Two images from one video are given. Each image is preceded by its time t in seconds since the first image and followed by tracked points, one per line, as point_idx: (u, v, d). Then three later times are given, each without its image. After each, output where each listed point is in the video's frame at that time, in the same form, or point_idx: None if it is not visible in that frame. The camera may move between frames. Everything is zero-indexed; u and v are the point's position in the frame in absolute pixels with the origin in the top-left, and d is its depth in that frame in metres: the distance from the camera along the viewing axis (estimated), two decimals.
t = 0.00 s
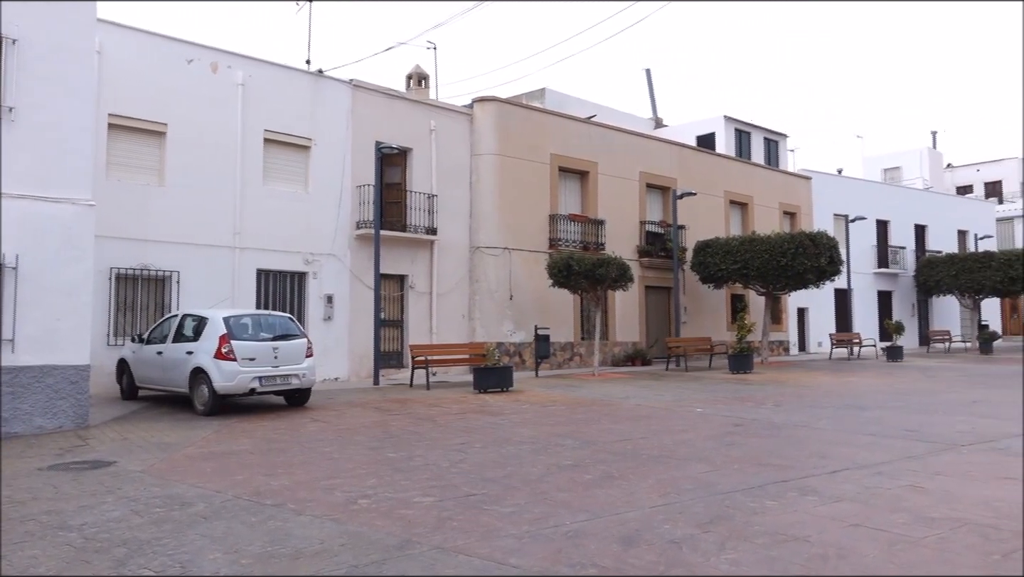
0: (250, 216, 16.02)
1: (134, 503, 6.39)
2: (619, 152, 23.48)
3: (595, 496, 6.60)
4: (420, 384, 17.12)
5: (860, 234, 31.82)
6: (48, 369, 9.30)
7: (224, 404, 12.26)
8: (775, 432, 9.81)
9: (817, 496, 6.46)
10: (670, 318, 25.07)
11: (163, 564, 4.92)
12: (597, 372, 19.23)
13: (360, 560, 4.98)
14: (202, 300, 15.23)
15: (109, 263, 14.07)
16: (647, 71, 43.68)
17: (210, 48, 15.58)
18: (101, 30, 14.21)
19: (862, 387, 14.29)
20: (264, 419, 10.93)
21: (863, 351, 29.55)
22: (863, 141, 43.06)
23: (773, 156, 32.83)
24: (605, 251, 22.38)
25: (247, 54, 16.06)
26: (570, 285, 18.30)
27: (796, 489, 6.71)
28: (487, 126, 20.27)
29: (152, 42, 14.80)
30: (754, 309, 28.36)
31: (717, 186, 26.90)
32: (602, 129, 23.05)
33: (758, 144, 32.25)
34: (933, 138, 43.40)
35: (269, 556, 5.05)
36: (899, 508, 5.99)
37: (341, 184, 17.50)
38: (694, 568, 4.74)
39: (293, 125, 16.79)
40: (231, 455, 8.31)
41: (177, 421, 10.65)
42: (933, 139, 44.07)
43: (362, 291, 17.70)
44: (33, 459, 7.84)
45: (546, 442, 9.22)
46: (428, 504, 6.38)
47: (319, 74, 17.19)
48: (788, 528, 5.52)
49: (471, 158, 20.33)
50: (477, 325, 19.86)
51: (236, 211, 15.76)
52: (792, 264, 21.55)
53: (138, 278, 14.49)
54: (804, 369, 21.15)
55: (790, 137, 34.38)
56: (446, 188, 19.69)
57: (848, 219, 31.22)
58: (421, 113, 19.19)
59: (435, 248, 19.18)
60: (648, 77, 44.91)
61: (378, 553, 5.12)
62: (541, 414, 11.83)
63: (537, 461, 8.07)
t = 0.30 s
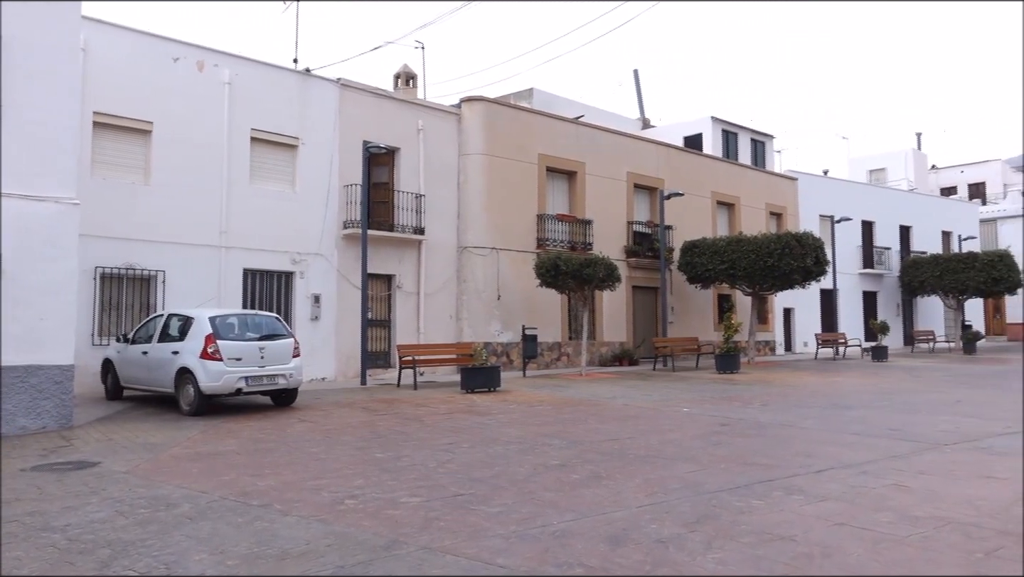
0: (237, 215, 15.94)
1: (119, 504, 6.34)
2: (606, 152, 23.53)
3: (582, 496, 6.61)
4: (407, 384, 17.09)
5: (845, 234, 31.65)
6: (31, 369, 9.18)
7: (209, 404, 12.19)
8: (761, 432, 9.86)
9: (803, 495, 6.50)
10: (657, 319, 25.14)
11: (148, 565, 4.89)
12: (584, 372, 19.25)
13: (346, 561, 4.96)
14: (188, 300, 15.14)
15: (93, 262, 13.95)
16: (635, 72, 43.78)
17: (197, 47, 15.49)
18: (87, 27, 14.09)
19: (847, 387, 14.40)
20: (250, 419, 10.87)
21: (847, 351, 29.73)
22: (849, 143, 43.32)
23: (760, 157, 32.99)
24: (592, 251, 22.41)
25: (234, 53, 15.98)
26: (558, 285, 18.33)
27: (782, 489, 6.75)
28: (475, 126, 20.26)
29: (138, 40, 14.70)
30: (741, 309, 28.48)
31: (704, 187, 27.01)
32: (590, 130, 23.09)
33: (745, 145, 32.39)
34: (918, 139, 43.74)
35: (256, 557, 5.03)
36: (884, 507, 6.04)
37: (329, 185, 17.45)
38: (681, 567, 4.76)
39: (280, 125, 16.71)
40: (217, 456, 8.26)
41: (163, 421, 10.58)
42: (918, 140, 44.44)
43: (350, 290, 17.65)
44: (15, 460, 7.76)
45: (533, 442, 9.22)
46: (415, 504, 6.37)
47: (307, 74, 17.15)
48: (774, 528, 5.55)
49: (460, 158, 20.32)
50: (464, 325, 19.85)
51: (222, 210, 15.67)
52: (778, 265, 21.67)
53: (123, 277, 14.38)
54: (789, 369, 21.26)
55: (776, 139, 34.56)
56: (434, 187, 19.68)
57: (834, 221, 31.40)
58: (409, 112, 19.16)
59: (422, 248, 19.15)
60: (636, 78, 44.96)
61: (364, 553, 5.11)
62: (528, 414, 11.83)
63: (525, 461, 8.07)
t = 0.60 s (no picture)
0: (223, 214, 15.84)
1: (104, 505, 6.29)
2: (594, 152, 23.57)
3: (569, 496, 6.62)
4: (394, 384, 17.06)
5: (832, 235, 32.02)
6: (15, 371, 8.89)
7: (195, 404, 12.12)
8: (748, 432, 9.90)
9: (789, 494, 6.54)
10: (645, 319, 25.22)
11: (133, 567, 4.86)
12: (572, 372, 19.28)
13: (333, 561, 4.95)
14: (174, 300, 15.05)
15: (77, 262, 13.83)
16: (624, 72, 43.85)
17: (183, 45, 15.38)
18: (70, 25, 13.95)
19: (833, 387, 14.49)
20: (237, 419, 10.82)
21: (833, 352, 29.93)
22: (835, 144, 43.61)
23: (747, 158, 33.16)
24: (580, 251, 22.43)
25: (221, 52, 15.88)
26: (546, 285, 18.34)
27: (768, 488, 6.79)
28: (463, 126, 20.24)
29: (123, 38, 14.58)
30: (727, 309, 28.60)
31: (691, 187, 27.10)
32: (578, 130, 23.12)
33: (732, 146, 32.54)
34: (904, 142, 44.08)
35: (242, 558, 5.00)
36: (869, 507, 6.08)
37: (316, 184, 17.38)
38: (667, 566, 4.78)
39: (266, 123, 16.62)
40: (202, 456, 8.21)
41: (148, 422, 10.51)
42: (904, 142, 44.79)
43: (337, 290, 17.60)
44: None
45: (521, 442, 9.22)
46: (402, 504, 6.35)
47: (294, 73, 17.08)
48: (760, 527, 5.58)
49: (447, 158, 20.29)
50: (452, 325, 19.84)
51: (209, 209, 15.58)
52: (765, 265, 21.78)
53: (108, 276, 14.26)
54: (775, 369, 21.36)
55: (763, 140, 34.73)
56: (422, 187, 19.64)
57: (820, 221, 31.58)
58: (397, 112, 19.12)
59: (410, 248, 19.12)
60: (624, 79, 45.02)
61: (351, 554, 5.09)
62: (516, 414, 11.83)
63: (512, 461, 8.07)
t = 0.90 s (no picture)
0: (209, 213, 15.75)
1: (88, 506, 6.24)
2: (582, 153, 23.61)
3: (556, 496, 6.63)
4: (382, 384, 17.02)
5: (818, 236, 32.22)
6: None
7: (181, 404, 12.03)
8: (735, 431, 9.95)
9: (774, 494, 6.58)
10: (632, 318, 25.28)
11: (117, 568, 4.82)
12: (560, 372, 19.30)
13: (320, 562, 4.93)
14: (159, 299, 14.94)
15: (62, 261, 13.71)
16: (611, 72, 43.96)
17: (169, 43, 15.28)
18: (54, 22, 13.82)
19: (818, 387, 14.61)
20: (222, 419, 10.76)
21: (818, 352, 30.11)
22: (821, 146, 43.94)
23: (733, 159, 33.32)
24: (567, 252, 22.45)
25: (208, 50, 15.79)
26: (534, 285, 18.35)
27: (754, 488, 6.82)
28: (451, 126, 20.22)
29: (108, 35, 14.46)
30: (714, 309, 28.71)
31: (678, 188, 27.19)
32: (566, 130, 23.15)
33: (719, 147, 32.69)
34: (889, 144, 44.45)
35: (228, 559, 4.98)
36: (854, 506, 6.12)
37: (303, 184, 17.31)
38: (653, 566, 4.80)
39: (252, 122, 16.54)
40: (188, 457, 8.15)
41: (133, 422, 10.43)
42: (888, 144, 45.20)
43: (324, 290, 17.54)
44: None
45: (508, 442, 9.22)
46: (389, 505, 6.34)
47: (282, 71, 17.01)
48: (747, 526, 5.61)
49: (435, 158, 20.25)
50: (440, 325, 19.82)
51: (195, 208, 15.48)
52: (751, 266, 21.90)
53: (92, 276, 14.14)
54: (762, 369, 21.47)
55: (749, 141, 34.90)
56: (409, 187, 19.62)
57: (807, 222, 31.75)
58: (384, 111, 19.08)
59: (398, 248, 19.09)
60: (612, 79, 45.10)
61: (338, 554, 5.08)
62: (503, 414, 11.84)
63: (499, 461, 8.07)
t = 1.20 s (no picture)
0: (195, 213, 15.65)
1: (72, 507, 6.18)
2: (570, 153, 23.65)
3: (544, 496, 6.63)
4: (369, 384, 16.98)
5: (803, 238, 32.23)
6: None
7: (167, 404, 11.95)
8: (722, 431, 10.00)
9: (761, 493, 6.61)
10: (620, 318, 25.34)
11: (102, 569, 4.79)
12: (548, 372, 19.32)
13: (306, 563, 4.91)
14: (145, 299, 14.85)
15: (47, 260, 13.58)
16: (600, 73, 44.05)
17: (155, 41, 15.18)
18: (40, 19, 13.70)
19: (804, 387, 14.71)
20: (208, 420, 10.69)
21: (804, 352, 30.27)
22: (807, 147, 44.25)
23: (721, 159, 33.48)
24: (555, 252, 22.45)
25: (195, 48, 15.70)
26: (521, 285, 18.36)
27: (740, 487, 6.86)
28: (439, 126, 20.20)
29: (94, 33, 14.35)
30: (701, 309, 28.83)
31: (666, 188, 27.27)
32: (554, 130, 23.18)
33: (706, 148, 32.83)
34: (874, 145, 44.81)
35: (214, 560, 4.95)
36: (840, 505, 6.16)
37: (291, 183, 17.24)
38: (640, 565, 4.82)
39: (240, 121, 16.47)
40: (174, 457, 8.10)
41: (118, 423, 10.35)
42: (874, 146, 45.56)
43: (311, 289, 17.49)
44: None
45: (496, 442, 9.23)
46: (376, 505, 6.32)
47: (269, 70, 16.95)
48: (733, 526, 5.63)
49: (423, 157, 20.22)
50: (427, 325, 19.79)
51: (181, 208, 15.39)
52: (738, 266, 22.01)
53: (77, 275, 14.03)
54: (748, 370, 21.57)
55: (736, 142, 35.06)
56: (397, 186, 19.59)
57: (793, 223, 31.91)
58: (372, 111, 19.05)
59: (385, 248, 19.05)
60: (600, 79, 45.15)
61: (325, 555, 5.06)
62: (491, 414, 11.84)
63: (487, 461, 8.08)
